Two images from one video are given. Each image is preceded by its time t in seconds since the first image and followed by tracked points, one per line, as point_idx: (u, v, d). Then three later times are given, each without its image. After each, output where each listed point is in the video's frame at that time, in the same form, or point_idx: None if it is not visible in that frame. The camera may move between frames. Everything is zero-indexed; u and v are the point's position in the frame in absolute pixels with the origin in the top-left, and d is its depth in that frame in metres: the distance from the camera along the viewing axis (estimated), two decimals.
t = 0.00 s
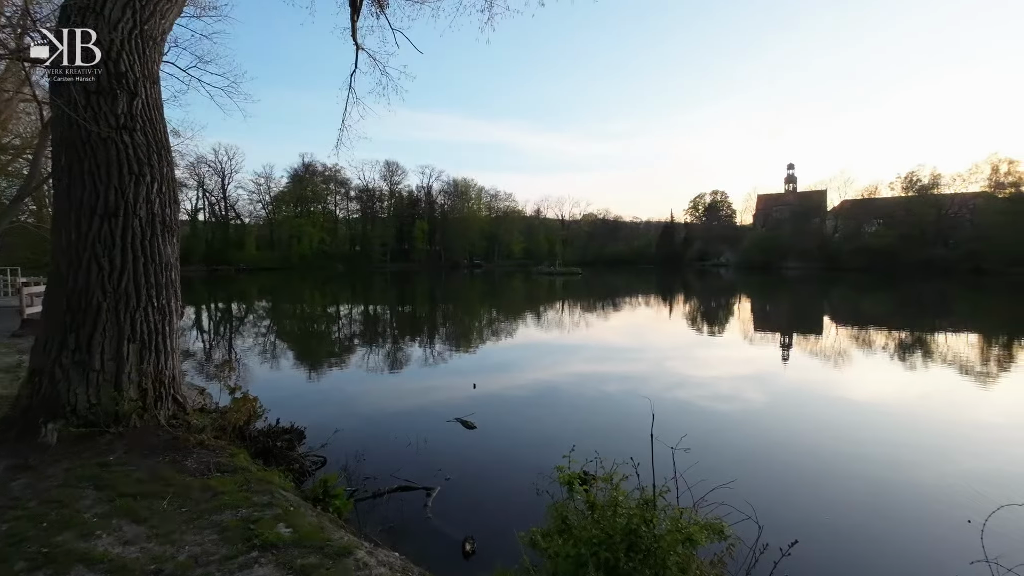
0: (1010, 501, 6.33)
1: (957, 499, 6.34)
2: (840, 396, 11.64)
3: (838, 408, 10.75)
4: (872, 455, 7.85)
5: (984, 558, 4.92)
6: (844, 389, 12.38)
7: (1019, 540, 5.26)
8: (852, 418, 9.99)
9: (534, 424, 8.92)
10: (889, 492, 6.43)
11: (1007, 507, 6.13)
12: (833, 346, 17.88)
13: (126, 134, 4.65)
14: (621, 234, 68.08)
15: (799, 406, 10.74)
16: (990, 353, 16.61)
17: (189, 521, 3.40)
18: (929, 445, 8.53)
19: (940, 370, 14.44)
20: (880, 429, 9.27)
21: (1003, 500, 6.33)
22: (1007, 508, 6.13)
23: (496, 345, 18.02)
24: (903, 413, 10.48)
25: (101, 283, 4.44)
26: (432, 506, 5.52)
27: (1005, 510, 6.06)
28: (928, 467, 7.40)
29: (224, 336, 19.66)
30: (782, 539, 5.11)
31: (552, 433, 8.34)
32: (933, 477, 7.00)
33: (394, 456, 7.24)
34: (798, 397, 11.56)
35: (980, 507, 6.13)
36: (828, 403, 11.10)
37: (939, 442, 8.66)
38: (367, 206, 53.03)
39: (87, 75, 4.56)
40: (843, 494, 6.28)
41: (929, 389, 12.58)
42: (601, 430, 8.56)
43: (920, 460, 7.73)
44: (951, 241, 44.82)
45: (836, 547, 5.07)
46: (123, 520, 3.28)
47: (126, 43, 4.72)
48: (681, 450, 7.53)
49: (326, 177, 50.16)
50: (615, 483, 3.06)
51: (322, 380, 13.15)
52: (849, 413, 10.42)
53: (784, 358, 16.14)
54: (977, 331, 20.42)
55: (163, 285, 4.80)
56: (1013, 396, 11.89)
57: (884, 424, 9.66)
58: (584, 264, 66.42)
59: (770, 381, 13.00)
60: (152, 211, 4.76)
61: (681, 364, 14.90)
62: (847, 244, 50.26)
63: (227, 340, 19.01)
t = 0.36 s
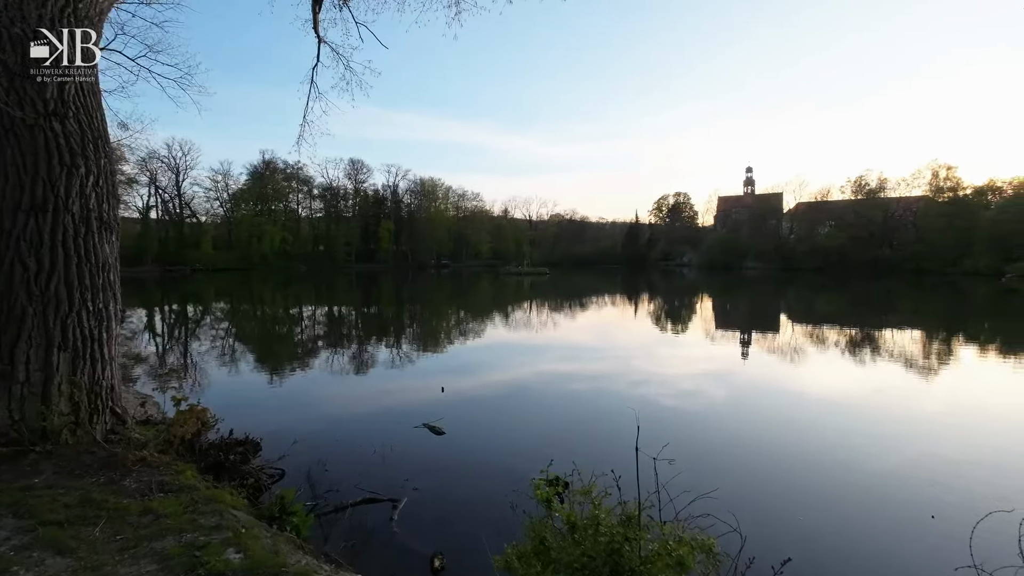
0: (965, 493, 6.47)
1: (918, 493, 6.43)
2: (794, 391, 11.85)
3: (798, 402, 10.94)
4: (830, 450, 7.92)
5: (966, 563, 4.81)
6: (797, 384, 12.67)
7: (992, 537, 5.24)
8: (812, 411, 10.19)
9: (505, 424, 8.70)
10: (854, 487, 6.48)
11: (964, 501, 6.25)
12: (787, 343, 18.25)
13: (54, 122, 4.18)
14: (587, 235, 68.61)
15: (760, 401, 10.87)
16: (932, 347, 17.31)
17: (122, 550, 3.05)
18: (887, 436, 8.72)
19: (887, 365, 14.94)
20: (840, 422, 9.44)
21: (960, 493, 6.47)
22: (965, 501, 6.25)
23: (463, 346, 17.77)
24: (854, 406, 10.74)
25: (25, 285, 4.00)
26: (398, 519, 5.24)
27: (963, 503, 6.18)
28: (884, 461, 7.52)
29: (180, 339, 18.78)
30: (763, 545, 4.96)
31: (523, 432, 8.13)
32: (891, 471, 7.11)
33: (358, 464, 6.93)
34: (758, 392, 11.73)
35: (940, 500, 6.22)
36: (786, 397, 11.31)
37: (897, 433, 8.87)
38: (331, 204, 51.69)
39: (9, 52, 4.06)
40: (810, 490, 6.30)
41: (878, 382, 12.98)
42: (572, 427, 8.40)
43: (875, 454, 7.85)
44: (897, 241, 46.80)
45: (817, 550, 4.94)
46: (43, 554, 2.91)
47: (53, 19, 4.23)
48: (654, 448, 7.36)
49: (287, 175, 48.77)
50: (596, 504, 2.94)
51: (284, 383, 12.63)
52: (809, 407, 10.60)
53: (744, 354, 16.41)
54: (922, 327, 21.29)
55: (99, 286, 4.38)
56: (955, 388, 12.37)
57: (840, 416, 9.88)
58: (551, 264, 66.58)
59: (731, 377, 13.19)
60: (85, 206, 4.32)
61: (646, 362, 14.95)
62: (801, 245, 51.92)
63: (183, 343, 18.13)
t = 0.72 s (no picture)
0: (933, 487, 6.58)
1: (889, 489, 6.51)
2: (768, 386, 11.99)
3: (772, 396, 11.06)
4: (800, 445, 8.00)
5: (945, 566, 4.78)
6: (771, 378, 12.83)
7: (967, 536, 5.28)
8: (785, 405, 10.30)
9: (483, 424, 8.55)
10: (827, 484, 6.54)
11: (930, 494, 6.38)
12: (762, 339, 18.48)
13: None
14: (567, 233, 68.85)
15: (735, 396, 10.96)
16: (899, 342, 17.75)
17: (66, 571, 2.85)
18: (858, 429, 8.85)
19: (857, 359, 15.26)
20: (814, 416, 9.55)
21: (926, 487, 6.60)
22: (931, 494, 6.38)
23: (443, 344, 17.64)
24: (823, 399, 10.91)
25: None
26: (370, 526, 5.11)
27: (930, 497, 6.30)
28: (852, 454, 7.64)
29: (151, 339, 18.28)
30: (746, 555, 4.84)
31: (502, 432, 8.00)
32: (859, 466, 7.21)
33: (331, 469, 6.74)
34: (732, 387, 11.83)
35: (908, 495, 6.33)
36: (761, 392, 11.42)
37: (868, 426, 9.01)
38: (308, 201, 51.12)
39: None
40: (785, 487, 6.35)
41: (848, 376, 13.23)
42: (550, 426, 8.30)
43: (847, 447, 7.96)
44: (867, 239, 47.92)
45: (800, 558, 4.85)
46: None
47: None
48: (630, 451, 7.23)
49: (262, 171, 47.97)
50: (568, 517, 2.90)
51: (257, 384, 12.35)
52: (783, 401, 10.72)
53: (720, 350, 16.57)
54: (889, 322, 21.82)
55: (47, 288, 4.13)
56: (921, 381, 12.68)
57: (813, 410, 10.00)
58: (530, 263, 66.60)
59: (706, 372, 13.30)
60: (31, 201, 4.05)
61: (626, 359, 14.95)
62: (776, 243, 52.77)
63: (154, 344, 17.62)
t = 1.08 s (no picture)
0: (900, 476, 6.71)
1: (857, 479, 6.63)
2: (741, 378, 12.13)
3: (743, 388, 11.20)
4: (770, 436, 8.13)
5: (914, 564, 4.81)
6: (743, 371, 12.99)
7: (938, 533, 5.32)
8: (757, 397, 10.43)
9: (460, 421, 8.42)
10: (797, 477, 6.64)
11: (897, 484, 6.51)
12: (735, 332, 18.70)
13: None
14: (545, 228, 68.93)
15: (708, 388, 11.05)
16: (865, 334, 18.19)
17: None
18: (826, 420, 9.00)
19: (826, 351, 15.57)
20: (784, 408, 9.68)
21: (890, 475, 6.78)
22: (895, 483, 6.54)
23: (421, 340, 17.43)
24: (792, 391, 11.11)
25: None
26: (338, 530, 4.95)
27: (894, 485, 6.46)
28: (819, 444, 7.81)
29: (117, 338, 17.63)
30: (724, 562, 4.73)
31: (480, 431, 7.88)
32: (826, 456, 7.37)
33: (300, 470, 6.55)
34: (706, 380, 11.93)
35: (874, 485, 6.47)
36: (733, 384, 11.55)
37: (836, 417, 9.18)
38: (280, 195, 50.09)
39: None
40: (756, 482, 6.42)
41: (817, 367, 13.48)
42: (527, 424, 8.19)
43: (817, 438, 8.09)
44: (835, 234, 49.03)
45: (779, 561, 4.79)
46: None
47: None
48: (601, 453, 7.10)
49: (232, 164, 46.68)
50: (537, 524, 2.96)
51: (228, 383, 11.99)
52: (754, 393, 10.86)
53: (694, 344, 16.72)
54: (856, 315, 22.35)
55: None
56: (884, 371, 13.00)
57: (784, 401, 10.14)
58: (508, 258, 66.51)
59: (680, 365, 13.40)
60: None
61: (603, 353, 14.98)
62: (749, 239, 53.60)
63: (119, 343, 16.98)
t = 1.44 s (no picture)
0: (861, 460, 6.89)
1: (822, 464, 6.78)
2: (709, 366, 12.30)
3: (712, 376, 11.35)
4: (739, 422, 8.27)
5: (882, 549, 4.90)
6: (711, 358, 13.20)
7: (905, 518, 5.45)
8: (725, 384, 10.57)
9: (433, 414, 8.31)
10: (767, 462, 6.76)
11: (859, 467, 6.68)
12: (704, 321, 18.94)
13: None
14: (518, 219, 68.80)
15: (678, 376, 11.15)
16: (827, 321, 18.67)
17: None
18: (792, 405, 9.18)
19: (790, 338, 15.91)
20: (751, 394, 9.84)
21: (853, 459, 6.95)
22: (858, 467, 6.71)
23: (394, 332, 17.16)
24: (758, 377, 11.34)
25: None
26: (305, 530, 4.80)
27: (857, 469, 6.63)
28: (785, 429, 7.99)
29: (71, 333, 16.83)
30: (702, 557, 4.69)
31: (453, 424, 7.78)
32: (791, 440, 7.54)
33: (267, 468, 6.33)
34: (676, 367, 12.04)
35: (837, 469, 6.62)
36: (702, 371, 11.69)
37: (800, 402, 9.37)
38: (247, 184, 48.72)
39: None
40: (728, 470, 6.50)
41: (783, 355, 13.76)
42: (501, 417, 8.12)
43: (784, 424, 8.23)
44: (801, 225, 50.20)
45: (755, 553, 4.80)
46: None
47: None
48: (575, 448, 7.05)
49: (195, 151, 43.81)
50: (513, 525, 3.04)
51: (193, 377, 11.62)
52: (723, 380, 10.99)
53: (665, 332, 16.87)
54: (819, 303, 22.91)
55: None
56: (845, 357, 13.37)
57: (750, 388, 10.32)
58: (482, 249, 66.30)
59: (651, 354, 13.49)
60: None
61: (576, 343, 15.02)
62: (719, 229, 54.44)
63: (75, 338, 16.23)
